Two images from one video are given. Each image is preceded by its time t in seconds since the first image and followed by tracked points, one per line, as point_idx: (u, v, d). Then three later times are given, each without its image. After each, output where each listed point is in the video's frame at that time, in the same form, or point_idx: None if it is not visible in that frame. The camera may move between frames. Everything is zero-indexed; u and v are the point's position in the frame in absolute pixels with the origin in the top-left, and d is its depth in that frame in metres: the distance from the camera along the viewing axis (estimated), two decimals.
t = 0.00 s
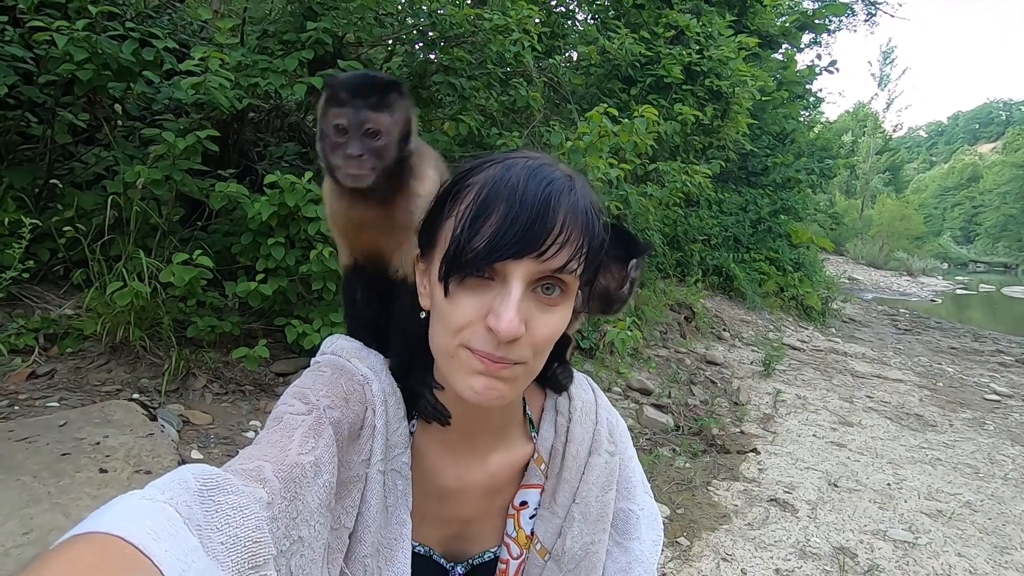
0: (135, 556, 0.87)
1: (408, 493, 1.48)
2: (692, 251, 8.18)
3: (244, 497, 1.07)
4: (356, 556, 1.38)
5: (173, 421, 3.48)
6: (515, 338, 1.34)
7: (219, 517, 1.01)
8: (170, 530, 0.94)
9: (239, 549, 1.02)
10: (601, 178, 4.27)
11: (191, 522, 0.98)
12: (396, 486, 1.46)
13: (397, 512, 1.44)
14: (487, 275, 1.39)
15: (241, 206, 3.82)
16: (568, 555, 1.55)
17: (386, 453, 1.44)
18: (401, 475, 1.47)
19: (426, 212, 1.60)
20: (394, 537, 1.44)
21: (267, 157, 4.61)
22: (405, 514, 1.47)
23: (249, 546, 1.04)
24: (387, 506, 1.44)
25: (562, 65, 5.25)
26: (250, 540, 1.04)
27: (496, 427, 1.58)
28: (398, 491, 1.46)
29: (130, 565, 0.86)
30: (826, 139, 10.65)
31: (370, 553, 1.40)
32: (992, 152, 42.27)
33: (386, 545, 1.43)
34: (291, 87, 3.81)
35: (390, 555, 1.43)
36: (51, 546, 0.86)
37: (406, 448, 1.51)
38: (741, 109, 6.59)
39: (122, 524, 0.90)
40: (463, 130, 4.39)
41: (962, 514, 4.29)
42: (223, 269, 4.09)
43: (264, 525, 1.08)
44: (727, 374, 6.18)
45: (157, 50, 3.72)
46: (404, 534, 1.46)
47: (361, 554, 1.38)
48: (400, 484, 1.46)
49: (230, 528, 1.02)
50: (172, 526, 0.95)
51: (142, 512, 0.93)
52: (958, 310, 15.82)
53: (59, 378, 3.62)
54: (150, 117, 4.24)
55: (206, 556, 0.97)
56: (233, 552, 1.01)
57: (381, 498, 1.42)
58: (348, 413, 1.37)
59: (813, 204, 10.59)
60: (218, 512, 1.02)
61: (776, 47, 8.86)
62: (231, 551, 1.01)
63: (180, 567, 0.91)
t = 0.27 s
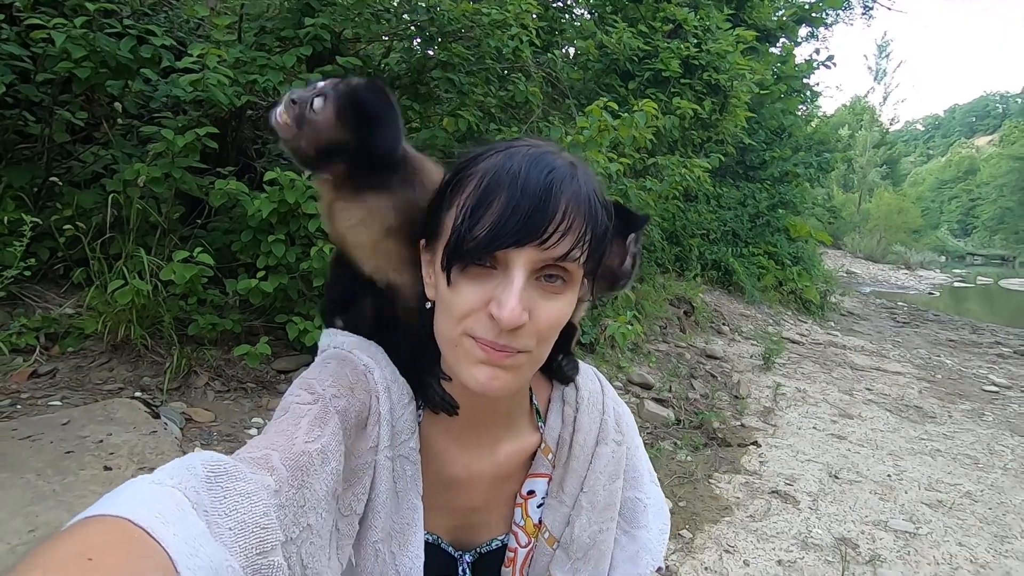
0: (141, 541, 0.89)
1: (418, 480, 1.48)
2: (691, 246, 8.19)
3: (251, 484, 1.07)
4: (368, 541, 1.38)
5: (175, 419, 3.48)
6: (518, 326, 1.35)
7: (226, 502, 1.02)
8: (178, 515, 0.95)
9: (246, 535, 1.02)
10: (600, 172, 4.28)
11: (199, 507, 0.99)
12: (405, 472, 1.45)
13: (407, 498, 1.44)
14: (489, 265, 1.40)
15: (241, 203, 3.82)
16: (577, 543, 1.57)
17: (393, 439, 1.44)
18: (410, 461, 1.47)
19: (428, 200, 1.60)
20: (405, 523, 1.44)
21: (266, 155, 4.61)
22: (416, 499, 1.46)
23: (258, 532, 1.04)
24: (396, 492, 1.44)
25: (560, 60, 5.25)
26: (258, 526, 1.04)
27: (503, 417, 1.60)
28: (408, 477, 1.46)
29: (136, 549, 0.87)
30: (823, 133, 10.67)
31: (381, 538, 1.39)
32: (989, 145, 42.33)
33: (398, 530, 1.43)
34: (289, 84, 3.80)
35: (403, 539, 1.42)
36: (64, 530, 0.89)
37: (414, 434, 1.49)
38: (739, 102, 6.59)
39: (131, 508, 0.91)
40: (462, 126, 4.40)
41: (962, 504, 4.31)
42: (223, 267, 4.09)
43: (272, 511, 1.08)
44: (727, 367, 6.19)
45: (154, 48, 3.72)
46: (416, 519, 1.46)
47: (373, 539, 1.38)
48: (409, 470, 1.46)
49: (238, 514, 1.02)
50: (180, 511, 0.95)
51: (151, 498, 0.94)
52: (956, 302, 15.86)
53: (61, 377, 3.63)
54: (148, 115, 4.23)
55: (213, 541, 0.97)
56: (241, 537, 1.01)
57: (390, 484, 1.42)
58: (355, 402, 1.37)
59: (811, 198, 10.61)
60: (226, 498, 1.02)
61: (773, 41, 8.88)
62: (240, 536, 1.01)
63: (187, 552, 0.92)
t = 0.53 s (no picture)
0: (166, 546, 0.88)
1: (433, 477, 1.47)
2: (689, 249, 8.21)
3: (269, 488, 1.08)
4: (383, 539, 1.40)
5: (178, 420, 3.48)
6: (527, 328, 1.36)
7: (246, 507, 1.02)
8: (200, 521, 0.95)
9: (267, 538, 1.02)
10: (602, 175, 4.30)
11: (220, 513, 0.98)
12: (419, 471, 1.45)
13: (422, 497, 1.44)
14: (501, 267, 1.40)
15: (244, 205, 3.82)
16: (588, 539, 1.59)
17: (405, 438, 1.44)
18: (424, 461, 1.46)
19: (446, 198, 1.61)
20: (421, 521, 1.44)
21: (268, 157, 4.61)
22: (432, 499, 1.46)
23: (277, 535, 1.05)
24: (410, 491, 1.45)
25: (562, 63, 5.27)
26: (278, 529, 1.05)
27: (514, 416, 1.60)
28: (422, 476, 1.46)
29: (164, 556, 0.87)
30: (821, 136, 10.72)
31: (396, 536, 1.41)
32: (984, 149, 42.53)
33: (412, 529, 1.43)
34: (292, 86, 3.81)
35: (419, 538, 1.42)
36: (88, 540, 0.88)
37: (427, 431, 1.47)
38: (739, 106, 6.61)
39: (155, 516, 0.91)
40: (464, 128, 4.41)
41: (962, 506, 4.33)
42: (225, 269, 4.09)
43: (291, 514, 1.09)
44: (727, 370, 6.21)
45: (158, 49, 3.72)
46: (432, 516, 1.45)
47: (388, 537, 1.40)
48: (423, 469, 1.45)
49: (257, 518, 1.03)
50: (201, 517, 0.95)
51: (172, 504, 0.94)
52: (952, 306, 15.92)
53: (63, 378, 3.62)
54: (151, 117, 4.23)
55: (236, 545, 0.97)
56: (261, 540, 1.02)
57: (403, 483, 1.43)
58: (367, 402, 1.38)
59: (809, 201, 10.64)
60: (246, 502, 1.02)
61: (772, 45, 8.91)
62: (260, 540, 1.01)
63: (212, 557, 0.92)
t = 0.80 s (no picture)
0: (161, 540, 0.87)
1: (426, 472, 1.48)
2: (685, 255, 8.24)
3: (265, 482, 1.07)
4: (379, 533, 1.38)
5: (174, 421, 3.46)
6: (507, 330, 1.36)
7: (242, 501, 1.01)
8: (197, 514, 0.94)
9: (263, 532, 1.02)
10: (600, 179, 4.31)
11: (216, 507, 0.98)
12: (412, 465, 1.46)
13: (414, 490, 1.45)
14: (487, 266, 1.41)
15: (242, 206, 3.82)
16: (587, 540, 1.60)
17: (401, 431, 1.45)
18: (417, 453, 1.47)
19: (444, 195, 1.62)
20: (412, 515, 1.44)
21: (266, 158, 4.61)
22: (425, 493, 1.47)
23: (274, 528, 1.04)
24: (403, 484, 1.45)
25: (560, 69, 5.30)
26: (274, 523, 1.04)
27: (510, 415, 1.60)
28: (414, 469, 1.46)
29: (158, 549, 0.86)
30: (816, 144, 10.79)
31: (390, 529, 1.40)
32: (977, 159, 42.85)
33: (405, 522, 1.43)
34: (292, 88, 3.81)
35: (410, 530, 1.43)
36: (85, 532, 0.87)
37: (421, 425, 1.49)
38: (735, 113, 6.65)
39: (151, 509, 0.90)
40: (463, 132, 4.43)
41: (956, 511, 4.35)
42: (223, 270, 4.09)
43: (287, 509, 1.08)
44: (722, 375, 6.22)
45: (158, 50, 3.72)
46: (425, 511, 1.45)
47: (383, 531, 1.39)
48: (416, 462, 1.46)
49: (253, 512, 1.02)
50: (198, 511, 0.94)
51: (169, 498, 0.93)
52: (945, 313, 16.00)
53: (58, 379, 3.60)
54: (149, 118, 4.23)
55: (231, 540, 0.96)
56: (257, 534, 1.01)
57: (398, 476, 1.43)
58: (364, 397, 1.39)
59: (804, 209, 10.70)
60: (242, 497, 1.02)
61: (768, 53, 8.98)
62: (256, 534, 1.01)
63: (207, 549, 0.91)
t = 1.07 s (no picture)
0: (153, 543, 0.87)
1: (422, 482, 1.46)
2: (681, 258, 8.26)
3: (259, 485, 1.07)
4: (370, 541, 1.38)
5: (168, 426, 3.45)
6: (510, 336, 1.36)
7: (235, 504, 1.01)
8: (188, 517, 0.93)
9: (256, 535, 1.01)
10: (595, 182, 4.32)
11: (208, 510, 0.97)
12: (407, 474, 1.44)
13: (409, 500, 1.44)
14: (487, 273, 1.40)
15: (237, 211, 3.81)
16: (589, 548, 1.58)
17: (397, 439, 1.44)
18: (413, 463, 1.45)
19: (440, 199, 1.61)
20: (406, 525, 1.43)
21: (261, 163, 4.61)
22: (420, 503, 1.45)
23: (267, 532, 1.03)
24: (397, 493, 1.44)
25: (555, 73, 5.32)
26: (267, 527, 1.04)
27: (509, 420, 1.60)
28: (410, 479, 1.45)
29: (150, 553, 0.86)
30: (810, 148, 10.85)
31: (382, 539, 1.39)
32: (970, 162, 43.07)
33: (399, 531, 1.42)
34: (287, 92, 3.81)
35: (403, 540, 1.42)
36: (75, 535, 0.86)
37: (418, 434, 1.47)
38: (730, 116, 6.66)
39: (142, 512, 0.90)
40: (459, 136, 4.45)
41: (953, 513, 4.35)
42: (218, 274, 4.07)
43: (281, 512, 1.08)
44: (719, 378, 6.23)
45: (153, 54, 3.71)
46: (418, 521, 1.44)
47: (375, 540, 1.38)
48: (412, 471, 1.44)
49: (246, 515, 1.01)
50: (190, 514, 0.94)
51: (160, 501, 0.93)
52: (940, 315, 16.06)
53: (51, 384, 3.58)
54: (144, 122, 4.22)
55: (223, 543, 0.95)
56: (250, 538, 1.00)
57: (393, 484, 1.42)
58: (361, 401, 1.38)
59: (799, 212, 10.74)
60: (235, 500, 1.01)
61: (762, 57, 9.02)
62: (248, 538, 1.00)
63: (199, 553, 0.90)
